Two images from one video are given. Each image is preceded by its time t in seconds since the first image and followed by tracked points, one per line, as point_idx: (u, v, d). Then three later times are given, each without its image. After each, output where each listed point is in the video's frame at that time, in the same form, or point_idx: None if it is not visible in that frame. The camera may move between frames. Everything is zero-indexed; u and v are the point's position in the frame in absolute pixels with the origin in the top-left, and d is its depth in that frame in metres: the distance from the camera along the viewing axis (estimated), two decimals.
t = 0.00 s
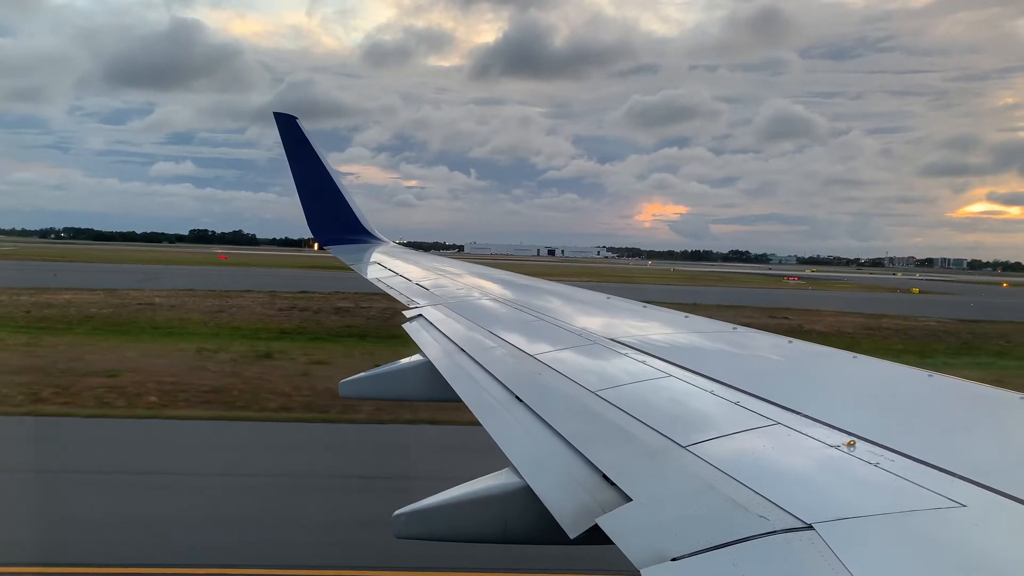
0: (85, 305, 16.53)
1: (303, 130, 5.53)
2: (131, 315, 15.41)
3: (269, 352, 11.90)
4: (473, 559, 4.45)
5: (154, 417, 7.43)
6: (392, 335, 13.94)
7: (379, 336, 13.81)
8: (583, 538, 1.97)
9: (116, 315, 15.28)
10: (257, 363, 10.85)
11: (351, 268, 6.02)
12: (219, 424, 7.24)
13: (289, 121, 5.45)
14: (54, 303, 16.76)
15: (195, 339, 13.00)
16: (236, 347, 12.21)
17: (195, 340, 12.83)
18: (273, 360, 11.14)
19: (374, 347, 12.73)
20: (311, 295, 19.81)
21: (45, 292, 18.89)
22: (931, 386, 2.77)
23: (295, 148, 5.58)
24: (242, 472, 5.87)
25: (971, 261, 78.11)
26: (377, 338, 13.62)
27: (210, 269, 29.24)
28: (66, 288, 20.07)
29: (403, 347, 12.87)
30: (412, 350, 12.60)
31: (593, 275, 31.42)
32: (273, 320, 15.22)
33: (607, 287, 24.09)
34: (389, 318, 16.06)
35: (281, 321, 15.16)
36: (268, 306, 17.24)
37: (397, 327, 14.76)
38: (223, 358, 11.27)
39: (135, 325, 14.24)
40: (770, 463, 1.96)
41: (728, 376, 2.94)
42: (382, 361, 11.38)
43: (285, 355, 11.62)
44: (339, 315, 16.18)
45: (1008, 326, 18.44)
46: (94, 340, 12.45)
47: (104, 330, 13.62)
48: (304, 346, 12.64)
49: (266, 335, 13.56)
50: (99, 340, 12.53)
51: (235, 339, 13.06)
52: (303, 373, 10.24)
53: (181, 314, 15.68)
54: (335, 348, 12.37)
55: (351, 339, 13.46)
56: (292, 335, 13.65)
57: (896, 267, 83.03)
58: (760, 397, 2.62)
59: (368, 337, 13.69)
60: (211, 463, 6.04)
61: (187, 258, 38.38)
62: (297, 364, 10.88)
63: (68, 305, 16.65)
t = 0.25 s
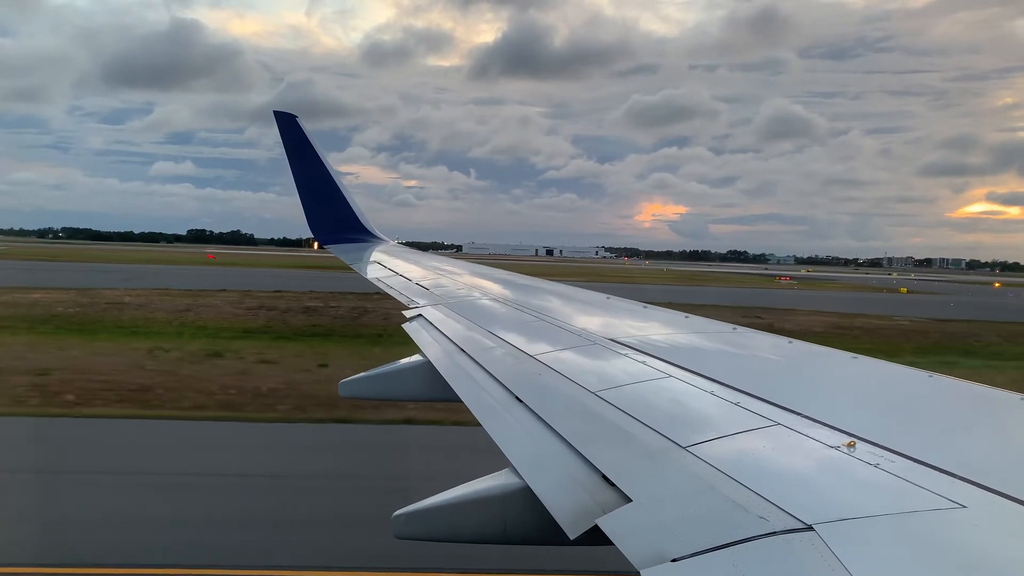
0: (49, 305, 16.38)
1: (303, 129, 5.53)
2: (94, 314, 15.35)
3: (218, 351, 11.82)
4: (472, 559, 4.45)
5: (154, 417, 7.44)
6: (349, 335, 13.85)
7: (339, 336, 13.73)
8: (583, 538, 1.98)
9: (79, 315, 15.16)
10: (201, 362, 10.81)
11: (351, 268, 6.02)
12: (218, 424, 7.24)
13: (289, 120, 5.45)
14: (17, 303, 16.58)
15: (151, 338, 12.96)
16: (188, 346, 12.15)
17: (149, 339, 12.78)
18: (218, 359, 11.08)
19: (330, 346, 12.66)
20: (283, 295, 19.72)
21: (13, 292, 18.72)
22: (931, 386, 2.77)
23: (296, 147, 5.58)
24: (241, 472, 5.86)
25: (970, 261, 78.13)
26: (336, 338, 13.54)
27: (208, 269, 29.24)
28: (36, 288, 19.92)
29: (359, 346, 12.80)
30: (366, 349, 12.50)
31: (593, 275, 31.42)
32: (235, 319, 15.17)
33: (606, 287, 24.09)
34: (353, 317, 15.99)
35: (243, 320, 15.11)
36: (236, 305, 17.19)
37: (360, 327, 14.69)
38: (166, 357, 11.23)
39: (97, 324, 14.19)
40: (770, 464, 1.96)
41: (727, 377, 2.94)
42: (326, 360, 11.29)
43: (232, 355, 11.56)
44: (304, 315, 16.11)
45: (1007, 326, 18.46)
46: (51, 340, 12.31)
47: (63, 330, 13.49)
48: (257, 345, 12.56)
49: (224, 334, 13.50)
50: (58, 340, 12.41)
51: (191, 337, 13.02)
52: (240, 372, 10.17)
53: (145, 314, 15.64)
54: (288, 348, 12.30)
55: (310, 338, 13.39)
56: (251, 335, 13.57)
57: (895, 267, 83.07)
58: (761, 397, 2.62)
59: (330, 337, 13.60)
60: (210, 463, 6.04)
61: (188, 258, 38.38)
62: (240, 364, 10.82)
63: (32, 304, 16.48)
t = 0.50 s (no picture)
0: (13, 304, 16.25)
1: (303, 129, 5.53)
2: (56, 312, 15.37)
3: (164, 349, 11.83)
4: (471, 559, 4.45)
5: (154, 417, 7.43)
6: (306, 335, 13.75)
7: (296, 336, 13.63)
8: (583, 538, 1.98)
9: (41, 314, 15.02)
10: (145, 360, 10.82)
11: (351, 268, 6.01)
12: (216, 424, 7.24)
13: (288, 120, 5.45)
14: None
15: (107, 337, 12.89)
16: (138, 344, 12.16)
17: (103, 338, 12.78)
18: (162, 357, 11.08)
19: (281, 345, 12.59)
20: (253, 294, 19.64)
21: None
22: (930, 386, 2.77)
23: (296, 147, 5.58)
24: (239, 472, 5.86)
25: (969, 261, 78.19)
26: (291, 337, 13.46)
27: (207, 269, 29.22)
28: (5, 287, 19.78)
29: (312, 345, 12.73)
30: (319, 349, 12.40)
31: (591, 275, 31.41)
32: (196, 318, 15.17)
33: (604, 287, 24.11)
34: (315, 317, 15.89)
35: (203, 319, 15.10)
36: (202, 304, 17.20)
37: (319, 327, 14.59)
38: (109, 355, 11.22)
39: (57, 323, 14.13)
40: (770, 464, 1.96)
41: (727, 377, 2.94)
42: (268, 359, 11.24)
43: (178, 353, 11.55)
44: (266, 314, 16.06)
45: (1004, 326, 18.48)
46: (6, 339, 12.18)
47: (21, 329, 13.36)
48: (212, 344, 12.48)
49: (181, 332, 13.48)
50: (13, 339, 12.26)
51: (147, 336, 13.01)
52: (184, 371, 10.09)
53: (108, 312, 15.59)
54: (238, 347, 12.26)
55: (269, 338, 13.32)
56: (213, 334, 13.55)
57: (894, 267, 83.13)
58: (761, 397, 2.63)
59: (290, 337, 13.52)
60: (209, 463, 6.03)
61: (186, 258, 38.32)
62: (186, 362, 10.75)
63: None
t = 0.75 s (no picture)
0: None
1: (303, 130, 5.53)
2: (23, 310, 15.34)
3: (121, 347, 11.81)
4: (471, 559, 4.45)
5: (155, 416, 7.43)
6: (271, 334, 13.70)
7: (262, 335, 13.57)
8: (583, 538, 1.98)
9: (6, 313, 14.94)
10: (100, 359, 10.80)
11: (351, 268, 6.01)
12: (216, 424, 7.23)
13: (288, 121, 5.45)
14: None
15: (68, 336, 12.79)
16: (98, 343, 12.14)
17: (64, 337, 12.68)
18: (117, 356, 11.06)
19: (243, 344, 12.53)
20: (228, 294, 19.53)
21: None
22: (930, 387, 2.77)
23: (295, 148, 5.58)
24: (239, 472, 5.85)
25: (967, 261, 78.23)
26: (255, 336, 13.39)
27: (206, 268, 29.18)
28: None
29: (275, 344, 12.66)
30: (279, 348, 12.32)
31: (590, 275, 31.41)
32: (164, 316, 15.17)
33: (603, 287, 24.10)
34: (282, 316, 15.80)
35: (171, 317, 15.10)
36: (173, 303, 17.19)
37: (284, 327, 14.52)
38: (64, 355, 11.10)
39: (22, 322, 14.04)
40: (769, 464, 1.96)
41: (727, 377, 2.95)
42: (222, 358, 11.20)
43: (134, 351, 11.54)
44: (234, 313, 16.01)
45: (1001, 326, 18.49)
46: None
47: None
48: (173, 344, 12.35)
49: (147, 331, 13.46)
50: None
51: (111, 334, 12.99)
52: (140, 370, 9.98)
53: (76, 311, 15.52)
54: (199, 345, 12.22)
55: (234, 337, 13.27)
56: (178, 333, 13.43)
57: (893, 267, 83.17)
58: (761, 397, 2.63)
59: (257, 336, 13.48)
60: (209, 463, 6.03)
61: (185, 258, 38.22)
62: (146, 362, 10.65)
63: None
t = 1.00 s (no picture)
0: None
1: (303, 130, 5.53)
2: None
3: (73, 345, 11.79)
4: (472, 558, 4.44)
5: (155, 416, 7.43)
6: (232, 333, 13.67)
7: (224, 334, 13.56)
8: (584, 538, 1.98)
9: None
10: (50, 356, 10.80)
11: (351, 268, 6.01)
12: (215, 423, 7.23)
13: (287, 121, 5.45)
14: None
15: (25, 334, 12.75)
16: (55, 341, 12.14)
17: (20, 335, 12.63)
18: (67, 354, 11.06)
19: (201, 343, 12.50)
20: (202, 292, 19.45)
21: None
22: (929, 387, 2.77)
23: (295, 147, 5.57)
24: (239, 471, 5.85)
25: (966, 261, 78.30)
26: (216, 335, 13.37)
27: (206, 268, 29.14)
28: None
29: (234, 343, 12.62)
30: (236, 347, 12.28)
31: (588, 275, 31.41)
32: (129, 315, 15.10)
33: (601, 287, 24.10)
34: (246, 315, 15.76)
35: (135, 316, 15.09)
36: (141, 302, 17.19)
37: (247, 326, 14.51)
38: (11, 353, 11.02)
39: None
40: (768, 464, 1.96)
41: (727, 376, 2.95)
42: (172, 356, 11.19)
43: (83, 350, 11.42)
44: (200, 312, 16.00)
45: (997, 326, 18.52)
46: None
47: None
48: (128, 343, 12.25)
49: (109, 329, 13.46)
50: None
51: (71, 332, 12.98)
52: (86, 369, 9.89)
53: (41, 309, 15.50)
54: (156, 343, 12.19)
55: (196, 336, 13.25)
56: (136, 332, 13.33)
57: (892, 267, 83.24)
58: (761, 397, 2.63)
59: (218, 336, 13.37)
60: (209, 463, 6.02)
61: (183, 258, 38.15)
62: (96, 360, 10.57)
63: None
